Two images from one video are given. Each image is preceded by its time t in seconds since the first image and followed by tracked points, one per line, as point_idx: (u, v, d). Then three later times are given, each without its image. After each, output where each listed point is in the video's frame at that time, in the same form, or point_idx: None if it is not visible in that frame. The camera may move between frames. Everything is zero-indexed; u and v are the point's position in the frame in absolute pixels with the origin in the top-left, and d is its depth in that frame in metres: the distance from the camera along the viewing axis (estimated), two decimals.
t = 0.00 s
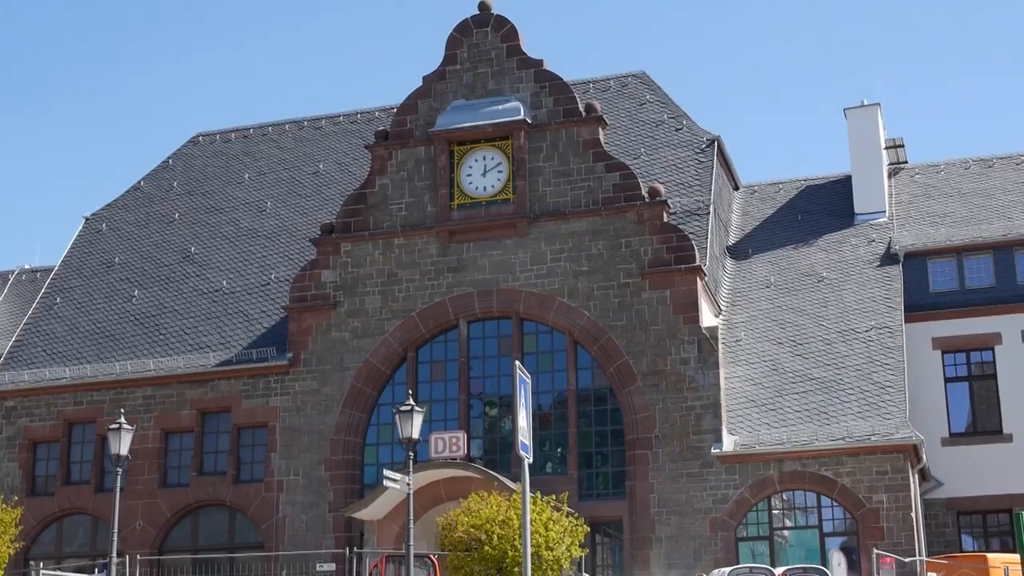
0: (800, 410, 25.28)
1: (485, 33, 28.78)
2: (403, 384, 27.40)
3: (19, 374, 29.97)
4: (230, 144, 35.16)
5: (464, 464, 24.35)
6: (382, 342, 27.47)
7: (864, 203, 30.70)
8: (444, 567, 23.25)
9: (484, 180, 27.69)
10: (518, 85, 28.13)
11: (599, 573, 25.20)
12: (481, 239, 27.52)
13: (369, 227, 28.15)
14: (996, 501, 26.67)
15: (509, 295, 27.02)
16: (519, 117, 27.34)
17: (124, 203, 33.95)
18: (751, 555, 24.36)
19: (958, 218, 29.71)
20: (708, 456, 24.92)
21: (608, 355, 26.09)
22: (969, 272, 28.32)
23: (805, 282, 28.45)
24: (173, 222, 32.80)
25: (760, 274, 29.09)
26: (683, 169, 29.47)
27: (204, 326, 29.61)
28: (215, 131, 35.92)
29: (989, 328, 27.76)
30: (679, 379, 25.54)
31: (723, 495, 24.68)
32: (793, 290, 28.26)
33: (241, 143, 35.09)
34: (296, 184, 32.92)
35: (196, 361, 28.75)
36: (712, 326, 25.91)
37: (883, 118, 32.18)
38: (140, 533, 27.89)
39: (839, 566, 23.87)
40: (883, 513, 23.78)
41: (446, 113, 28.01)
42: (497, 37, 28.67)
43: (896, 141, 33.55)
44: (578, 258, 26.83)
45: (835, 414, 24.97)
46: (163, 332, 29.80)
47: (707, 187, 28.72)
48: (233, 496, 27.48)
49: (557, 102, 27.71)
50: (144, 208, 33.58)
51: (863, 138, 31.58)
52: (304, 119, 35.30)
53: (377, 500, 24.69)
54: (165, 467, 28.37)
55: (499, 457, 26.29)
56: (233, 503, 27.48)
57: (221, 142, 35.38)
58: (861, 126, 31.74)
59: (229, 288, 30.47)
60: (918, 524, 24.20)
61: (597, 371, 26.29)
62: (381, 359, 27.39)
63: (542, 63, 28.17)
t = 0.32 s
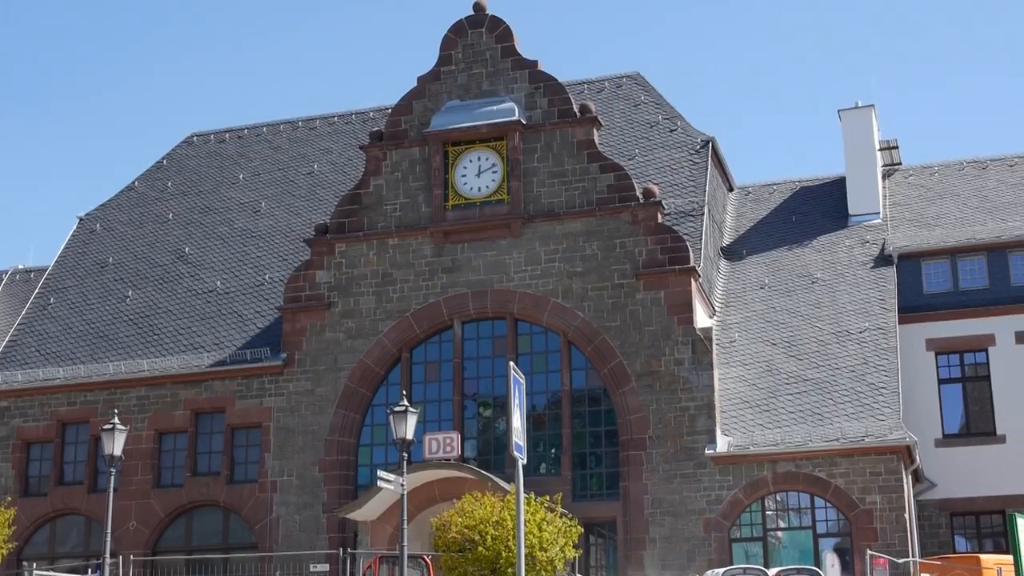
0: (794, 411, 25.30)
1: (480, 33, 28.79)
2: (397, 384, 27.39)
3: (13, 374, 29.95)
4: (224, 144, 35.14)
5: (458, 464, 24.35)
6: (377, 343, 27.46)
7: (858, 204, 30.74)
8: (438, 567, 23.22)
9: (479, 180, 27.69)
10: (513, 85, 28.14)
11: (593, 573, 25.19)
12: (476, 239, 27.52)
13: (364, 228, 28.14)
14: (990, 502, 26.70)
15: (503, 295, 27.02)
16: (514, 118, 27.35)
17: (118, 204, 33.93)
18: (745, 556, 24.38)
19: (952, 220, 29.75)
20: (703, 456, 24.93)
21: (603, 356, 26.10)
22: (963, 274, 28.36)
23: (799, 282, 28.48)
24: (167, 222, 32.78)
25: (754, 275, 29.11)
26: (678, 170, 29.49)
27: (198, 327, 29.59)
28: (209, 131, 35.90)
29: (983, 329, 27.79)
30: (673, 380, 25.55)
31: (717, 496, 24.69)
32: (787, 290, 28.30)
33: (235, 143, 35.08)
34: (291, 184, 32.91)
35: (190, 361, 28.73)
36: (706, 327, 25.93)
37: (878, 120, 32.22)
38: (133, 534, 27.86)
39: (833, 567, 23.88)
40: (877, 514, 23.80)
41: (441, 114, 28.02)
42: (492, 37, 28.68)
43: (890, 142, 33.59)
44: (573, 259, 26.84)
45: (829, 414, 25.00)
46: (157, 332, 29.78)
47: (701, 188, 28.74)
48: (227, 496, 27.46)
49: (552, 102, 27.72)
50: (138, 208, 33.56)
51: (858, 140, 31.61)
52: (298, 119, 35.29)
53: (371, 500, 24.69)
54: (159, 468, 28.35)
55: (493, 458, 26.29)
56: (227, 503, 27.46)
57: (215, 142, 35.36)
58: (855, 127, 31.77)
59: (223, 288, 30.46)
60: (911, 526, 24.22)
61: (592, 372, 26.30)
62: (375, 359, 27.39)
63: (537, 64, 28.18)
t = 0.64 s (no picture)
0: (777, 412, 25.36)
1: (465, 33, 28.79)
2: (381, 384, 27.37)
3: None
4: (209, 143, 35.06)
5: (441, 465, 24.35)
6: (361, 342, 27.43)
7: (842, 205, 30.82)
8: (421, 567, 23.22)
9: (464, 180, 27.69)
10: (498, 85, 28.14)
11: (576, 573, 25.22)
12: (461, 239, 27.52)
13: (349, 227, 28.11)
14: (972, 503, 26.80)
15: (488, 295, 27.02)
16: (499, 118, 27.35)
17: (102, 202, 33.84)
18: (728, 556, 24.43)
19: (935, 221, 29.84)
20: (686, 457, 24.98)
21: (587, 356, 26.11)
22: (946, 275, 28.47)
23: (783, 283, 28.54)
24: (151, 221, 32.69)
25: (738, 276, 29.16)
26: (663, 171, 29.52)
27: (181, 326, 29.52)
28: (194, 130, 35.81)
29: (966, 331, 27.90)
30: (657, 381, 25.59)
31: (700, 496, 24.73)
32: (771, 291, 28.36)
33: (220, 142, 35.00)
34: (275, 184, 32.84)
35: (173, 360, 28.66)
36: (690, 328, 25.97)
37: (862, 121, 32.30)
38: (116, 533, 27.78)
39: (815, 567, 23.92)
40: (859, 514, 23.86)
41: (426, 114, 28.01)
42: (477, 37, 28.68)
43: (874, 144, 33.68)
44: (557, 259, 26.85)
45: (812, 415, 25.06)
46: (141, 331, 29.70)
47: (686, 189, 28.78)
48: (210, 495, 27.41)
49: (537, 102, 27.73)
50: (122, 207, 33.47)
51: (842, 141, 31.68)
52: (283, 118, 35.22)
53: (354, 500, 24.66)
54: (142, 467, 28.28)
55: (477, 457, 26.29)
56: (210, 503, 27.41)
57: (199, 141, 35.28)
58: (840, 129, 31.84)
59: (207, 287, 30.38)
60: (894, 526, 24.29)
61: (576, 372, 26.32)
62: (359, 359, 27.36)
63: (522, 64, 28.18)
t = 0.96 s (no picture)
0: (758, 413, 25.41)
1: (448, 33, 28.78)
2: (363, 384, 27.33)
3: None
4: (191, 141, 34.98)
5: (423, 465, 24.32)
6: (342, 342, 27.40)
7: (824, 207, 30.89)
8: (402, 568, 23.18)
9: (447, 180, 27.68)
10: (481, 85, 28.14)
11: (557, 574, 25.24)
12: (443, 239, 27.50)
13: (331, 227, 28.07)
14: (952, 504, 26.91)
15: (470, 295, 27.01)
16: (482, 118, 27.35)
17: (83, 200, 33.73)
18: (709, 557, 24.47)
19: (916, 223, 29.95)
20: (667, 457, 25.01)
21: (569, 357, 26.12)
22: (927, 277, 28.59)
23: (765, 285, 28.60)
24: (132, 219, 32.59)
25: (720, 277, 29.22)
26: (645, 172, 29.56)
27: (162, 325, 29.43)
28: (175, 128, 35.72)
29: (946, 333, 28.01)
30: (639, 381, 25.62)
31: (682, 496, 24.77)
32: (752, 292, 28.42)
33: (202, 140, 34.92)
34: (258, 183, 32.77)
35: (154, 359, 28.58)
36: (672, 329, 26.01)
37: (844, 123, 32.38)
38: (95, 533, 27.69)
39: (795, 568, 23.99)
40: (840, 515, 23.92)
41: (409, 113, 27.99)
42: (460, 37, 28.68)
43: (856, 146, 33.77)
44: (540, 259, 26.86)
45: (793, 417, 25.13)
46: (122, 330, 29.61)
47: (668, 190, 28.82)
48: (190, 495, 27.33)
49: (520, 103, 27.73)
50: (103, 205, 33.36)
51: (823, 143, 31.76)
52: (265, 117, 35.15)
53: (335, 500, 24.62)
54: (122, 466, 28.19)
55: (458, 457, 26.28)
56: (191, 502, 27.33)
57: (181, 139, 35.19)
58: (821, 131, 31.93)
59: (188, 286, 30.30)
60: (874, 528, 24.35)
61: (558, 372, 26.34)
62: (341, 359, 27.32)
63: (505, 64, 28.19)
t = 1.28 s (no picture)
0: (746, 414, 25.44)
1: (437, 33, 28.77)
2: (351, 384, 27.31)
3: None
4: (179, 140, 34.92)
5: (411, 465, 24.29)
6: (331, 342, 27.37)
7: (812, 208, 30.94)
8: (390, 568, 23.16)
9: (435, 180, 27.67)
10: (470, 85, 28.14)
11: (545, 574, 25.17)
12: (431, 239, 27.49)
13: (319, 227, 28.04)
14: (939, 505, 26.97)
15: (458, 295, 27.01)
16: (471, 118, 27.34)
17: (71, 199, 33.65)
18: (696, 557, 24.51)
19: (903, 225, 30.01)
20: (655, 458, 25.03)
21: (557, 357, 26.14)
22: (914, 278, 28.68)
23: (753, 286, 28.64)
24: (120, 219, 32.52)
25: (709, 278, 29.25)
26: (634, 172, 29.58)
27: (150, 324, 29.37)
28: (163, 127, 35.65)
29: (933, 334, 28.07)
30: (627, 382, 25.63)
31: (669, 497, 24.80)
32: (740, 293, 28.46)
33: (190, 139, 34.86)
34: (246, 182, 32.73)
35: (142, 359, 28.52)
36: (660, 329, 26.02)
37: (832, 124, 32.41)
38: (82, 533, 27.62)
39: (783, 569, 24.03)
40: (827, 516, 23.96)
41: (397, 113, 27.97)
42: (449, 37, 28.68)
43: (844, 147, 33.81)
44: (528, 259, 26.87)
45: (780, 418, 25.17)
46: (110, 329, 29.54)
47: (657, 191, 28.84)
48: (177, 494, 27.29)
49: (509, 103, 27.74)
50: (91, 204, 33.28)
51: (812, 145, 31.80)
52: (254, 116, 35.10)
53: (323, 500, 24.59)
54: (109, 466, 28.14)
55: (446, 457, 26.27)
56: (178, 502, 27.28)
57: (169, 138, 35.12)
58: (810, 132, 31.98)
59: (176, 285, 30.24)
60: (862, 530, 24.38)
61: (546, 372, 26.35)
62: (329, 358, 27.29)
63: (494, 64, 28.19)
